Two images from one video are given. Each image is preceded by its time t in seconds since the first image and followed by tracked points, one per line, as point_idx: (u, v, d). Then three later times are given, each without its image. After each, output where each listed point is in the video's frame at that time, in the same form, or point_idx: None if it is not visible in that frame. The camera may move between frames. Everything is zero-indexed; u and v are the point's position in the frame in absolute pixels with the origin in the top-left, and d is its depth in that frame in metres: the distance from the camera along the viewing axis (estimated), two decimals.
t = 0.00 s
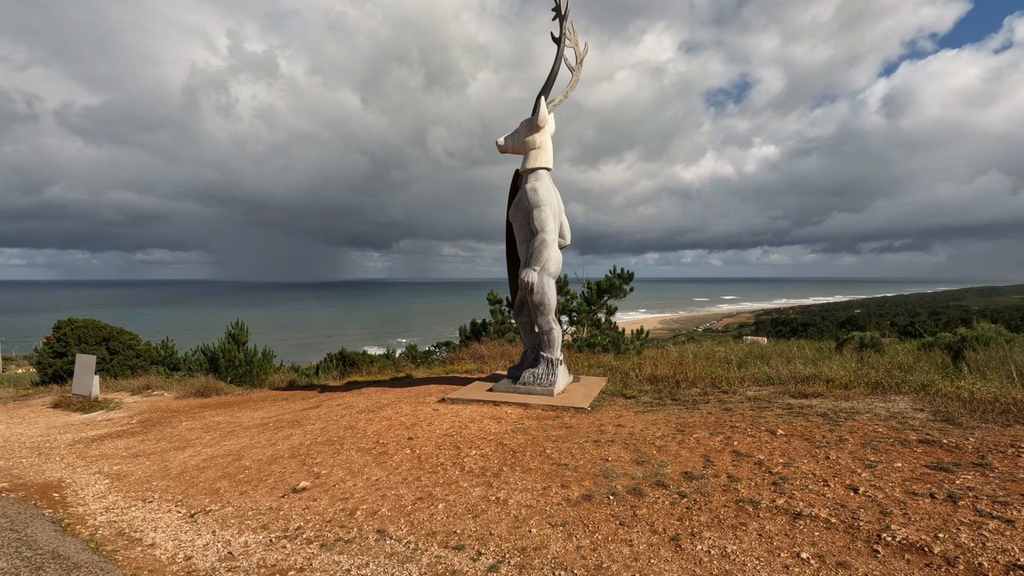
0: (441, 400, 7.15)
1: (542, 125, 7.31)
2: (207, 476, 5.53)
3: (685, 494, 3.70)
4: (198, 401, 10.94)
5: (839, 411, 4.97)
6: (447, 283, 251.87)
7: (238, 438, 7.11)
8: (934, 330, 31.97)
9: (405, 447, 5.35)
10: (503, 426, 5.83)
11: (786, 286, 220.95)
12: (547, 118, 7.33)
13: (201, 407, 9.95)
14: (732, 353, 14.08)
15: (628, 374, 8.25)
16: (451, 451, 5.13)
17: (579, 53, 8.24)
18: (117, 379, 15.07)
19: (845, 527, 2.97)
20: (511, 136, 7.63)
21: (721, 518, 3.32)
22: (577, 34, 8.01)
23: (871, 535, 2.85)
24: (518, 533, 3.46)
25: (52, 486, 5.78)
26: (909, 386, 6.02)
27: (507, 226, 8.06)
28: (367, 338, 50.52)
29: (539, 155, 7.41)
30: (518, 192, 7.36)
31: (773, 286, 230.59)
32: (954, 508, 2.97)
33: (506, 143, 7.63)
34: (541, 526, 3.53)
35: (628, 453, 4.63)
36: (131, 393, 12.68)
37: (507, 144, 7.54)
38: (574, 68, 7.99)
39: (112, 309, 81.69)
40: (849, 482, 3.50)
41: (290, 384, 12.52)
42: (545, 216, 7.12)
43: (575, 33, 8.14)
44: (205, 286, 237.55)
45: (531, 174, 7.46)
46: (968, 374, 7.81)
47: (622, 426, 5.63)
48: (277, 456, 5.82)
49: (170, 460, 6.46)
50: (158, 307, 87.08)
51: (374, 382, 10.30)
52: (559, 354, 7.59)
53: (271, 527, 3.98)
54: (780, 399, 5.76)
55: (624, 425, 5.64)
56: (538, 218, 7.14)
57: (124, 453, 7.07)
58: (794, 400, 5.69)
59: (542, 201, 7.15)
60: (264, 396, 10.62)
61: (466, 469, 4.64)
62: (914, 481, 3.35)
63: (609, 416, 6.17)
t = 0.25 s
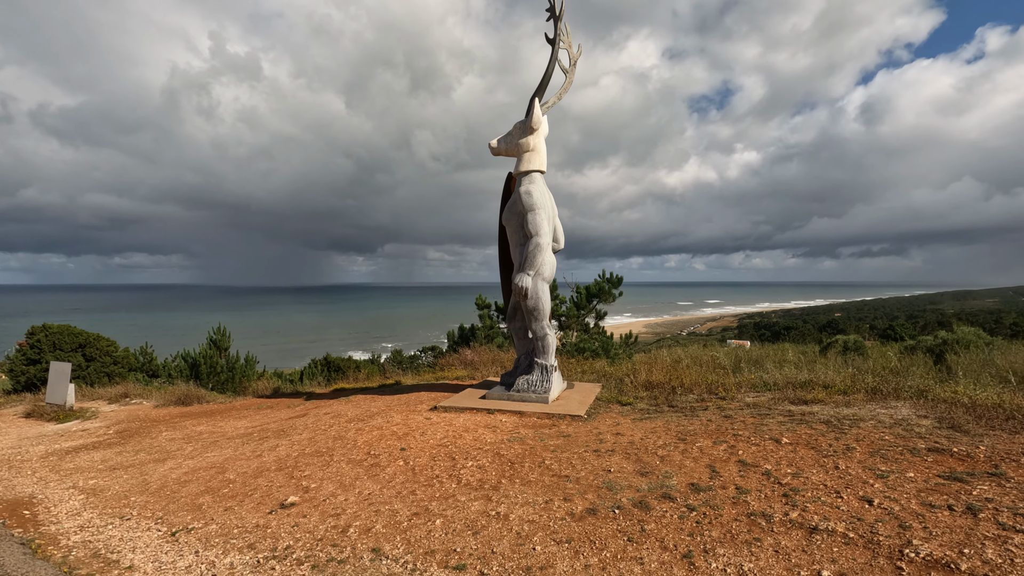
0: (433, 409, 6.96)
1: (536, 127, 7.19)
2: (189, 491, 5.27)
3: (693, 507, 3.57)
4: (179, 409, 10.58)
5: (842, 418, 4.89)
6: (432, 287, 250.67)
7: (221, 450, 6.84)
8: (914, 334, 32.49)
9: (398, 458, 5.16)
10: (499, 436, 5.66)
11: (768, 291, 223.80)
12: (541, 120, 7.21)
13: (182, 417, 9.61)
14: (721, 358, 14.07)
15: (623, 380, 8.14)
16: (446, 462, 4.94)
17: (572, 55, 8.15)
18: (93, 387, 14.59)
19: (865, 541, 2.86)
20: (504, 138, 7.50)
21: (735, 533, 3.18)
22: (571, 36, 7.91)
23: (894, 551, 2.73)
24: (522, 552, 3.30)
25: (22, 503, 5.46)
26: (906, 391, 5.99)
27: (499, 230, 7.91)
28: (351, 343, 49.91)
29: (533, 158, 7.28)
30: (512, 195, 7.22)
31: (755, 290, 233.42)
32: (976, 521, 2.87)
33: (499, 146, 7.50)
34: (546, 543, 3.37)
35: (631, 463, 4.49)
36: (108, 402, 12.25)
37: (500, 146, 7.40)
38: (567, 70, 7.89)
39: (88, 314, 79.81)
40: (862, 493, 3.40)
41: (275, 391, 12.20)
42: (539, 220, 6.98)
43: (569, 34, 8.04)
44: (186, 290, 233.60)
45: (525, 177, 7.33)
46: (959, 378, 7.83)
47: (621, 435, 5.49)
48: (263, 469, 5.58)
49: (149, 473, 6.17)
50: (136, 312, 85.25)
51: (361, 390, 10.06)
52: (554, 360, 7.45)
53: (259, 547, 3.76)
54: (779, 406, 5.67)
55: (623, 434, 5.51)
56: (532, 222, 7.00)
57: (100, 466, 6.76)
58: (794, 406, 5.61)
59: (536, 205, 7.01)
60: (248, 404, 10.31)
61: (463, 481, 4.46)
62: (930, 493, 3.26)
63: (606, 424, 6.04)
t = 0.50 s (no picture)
0: (430, 415, 6.79)
1: (535, 129, 7.09)
2: (177, 503, 5.04)
3: (710, 517, 3.44)
4: (164, 417, 10.28)
5: (851, 423, 4.81)
6: (420, 293, 249.64)
7: (209, 459, 6.60)
8: (898, 339, 32.90)
9: (397, 467, 4.98)
10: (500, 444, 5.51)
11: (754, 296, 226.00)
12: (540, 121, 7.11)
13: (167, 425, 9.32)
14: (716, 363, 14.05)
15: (622, 386, 8.03)
16: (447, 471, 4.78)
17: (570, 57, 8.08)
18: (74, 395, 14.17)
19: (893, 552, 2.75)
20: (503, 140, 7.39)
21: (756, 544, 3.06)
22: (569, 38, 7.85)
23: (926, 563, 2.63)
24: (534, 566, 3.15)
25: None
26: (911, 395, 5.94)
27: (497, 233, 7.78)
28: (339, 349, 49.38)
29: (532, 160, 7.18)
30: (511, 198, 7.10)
31: (741, 295, 235.58)
32: (1007, 530, 2.78)
33: (497, 148, 7.39)
34: (559, 556, 3.22)
35: (639, 471, 4.36)
36: (90, 410, 11.88)
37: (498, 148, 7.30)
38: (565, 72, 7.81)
39: (69, 320, 78.22)
40: (883, 501, 3.30)
41: (264, 398, 11.92)
42: (539, 222, 6.87)
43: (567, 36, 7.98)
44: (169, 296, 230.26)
45: (523, 179, 7.22)
46: (957, 382, 7.83)
47: (625, 442, 5.37)
48: (255, 479, 5.36)
49: (134, 485, 5.92)
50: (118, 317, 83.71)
51: (354, 397, 9.84)
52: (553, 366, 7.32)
53: (254, 563, 3.57)
54: (785, 411, 5.59)
55: (628, 441, 5.40)
56: (531, 225, 6.88)
57: (82, 477, 6.48)
58: (801, 411, 5.52)
59: (536, 207, 6.90)
60: (236, 411, 10.03)
61: (467, 491, 4.30)
62: (954, 500, 3.17)
63: (609, 430, 5.92)
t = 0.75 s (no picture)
0: (429, 425, 6.61)
1: (536, 132, 6.98)
2: (166, 519, 4.81)
3: (732, 532, 3.31)
4: (150, 427, 9.97)
5: (864, 432, 4.72)
6: (409, 299, 248.55)
7: (199, 472, 6.35)
8: (885, 345, 33.23)
9: (398, 480, 4.80)
10: (504, 454, 5.35)
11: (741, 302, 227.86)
12: (541, 125, 7.01)
13: (154, 436, 9.02)
14: (712, 370, 13.98)
15: (623, 394, 7.90)
16: (451, 484, 4.61)
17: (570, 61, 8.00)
18: (56, 404, 13.76)
19: (929, 569, 2.64)
20: (503, 144, 7.27)
21: (784, 561, 2.93)
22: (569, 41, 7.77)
23: None
24: None
25: None
26: (918, 402, 5.88)
27: (496, 238, 7.65)
28: (327, 356, 48.83)
29: (532, 164, 7.06)
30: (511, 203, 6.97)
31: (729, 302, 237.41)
32: None
33: (497, 152, 7.27)
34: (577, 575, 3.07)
35: (651, 484, 4.22)
36: (72, 420, 11.51)
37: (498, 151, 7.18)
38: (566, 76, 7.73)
39: (50, 327, 76.71)
40: (910, 514, 3.19)
41: (253, 407, 11.64)
42: (540, 227, 6.74)
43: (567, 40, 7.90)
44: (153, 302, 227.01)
45: (524, 184, 7.10)
46: (958, 388, 7.81)
47: (632, 452, 5.24)
48: (249, 493, 5.15)
49: (121, 499, 5.67)
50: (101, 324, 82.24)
51: (347, 406, 9.61)
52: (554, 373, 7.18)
53: None
54: (794, 419, 5.49)
55: (635, 451, 5.27)
56: (532, 230, 6.76)
57: (65, 491, 6.21)
58: (810, 420, 5.43)
59: (537, 212, 6.78)
60: (225, 421, 9.75)
61: (473, 505, 4.14)
62: (984, 513, 3.06)
63: (614, 440, 5.79)
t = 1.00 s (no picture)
0: (427, 437, 6.43)
1: (536, 137, 6.88)
2: (152, 538, 4.57)
3: (752, 549, 3.18)
4: (134, 439, 9.63)
5: (876, 441, 4.63)
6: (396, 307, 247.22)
7: (186, 486, 6.09)
8: (870, 353, 33.59)
9: (398, 495, 4.61)
10: (506, 467, 5.18)
11: (728, 310, 229.85)
12: (541, 129, 6.90)
13: (137, 448, 8.70)
14: (706, 377, 13.92)
15: (622, 403, 7.78)
16: (454, 498, 4.44)
17: (569, 66, 7.94)
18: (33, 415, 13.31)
19: None
20: (501, 148, 7.16)
21: None
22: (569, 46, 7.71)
23: None
24: None
25: None
26: (924, 411, 5.82)
27: (494, 245, 7.51)
28: (314, 364, 48.22)
29: (532, 169, 6.96)
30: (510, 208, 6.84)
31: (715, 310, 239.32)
32: None
33: (495, 156, 7.16)
34: None
35: (662, 497, 4.08)
36: (50, 432, 11.11)
37: (497, 156, 7.07)
38: (565, 81, 7.66)
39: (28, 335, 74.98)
40: (937, 529, 3.09)
41: (241, 418, 11.33)
42: (540, 233, 6.62)
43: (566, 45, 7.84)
44: (136, 310, 223.29)
45: (523, 189, 6.99)
46: (957, 396, 7.79)
47: (638, 463, 5.11)
48: (240, 509, 4.92)
49: (103, 516, 5.40)
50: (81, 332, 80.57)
51: (339, 416, 9.37)
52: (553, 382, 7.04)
53: None
54: (801, 429, 5.39)
55: (641, 462, 5.14)
56: (532, 235, 6.63)
57: (42, 508, 5.91)
58: (817, 429, 5.34)
59: (537, 217, 6.66)
60: (212, 433, 9.45)
61: (479, 521, 3.97)
62: (1013, 528, 2.97)
63: (618, 451, 5.65)
